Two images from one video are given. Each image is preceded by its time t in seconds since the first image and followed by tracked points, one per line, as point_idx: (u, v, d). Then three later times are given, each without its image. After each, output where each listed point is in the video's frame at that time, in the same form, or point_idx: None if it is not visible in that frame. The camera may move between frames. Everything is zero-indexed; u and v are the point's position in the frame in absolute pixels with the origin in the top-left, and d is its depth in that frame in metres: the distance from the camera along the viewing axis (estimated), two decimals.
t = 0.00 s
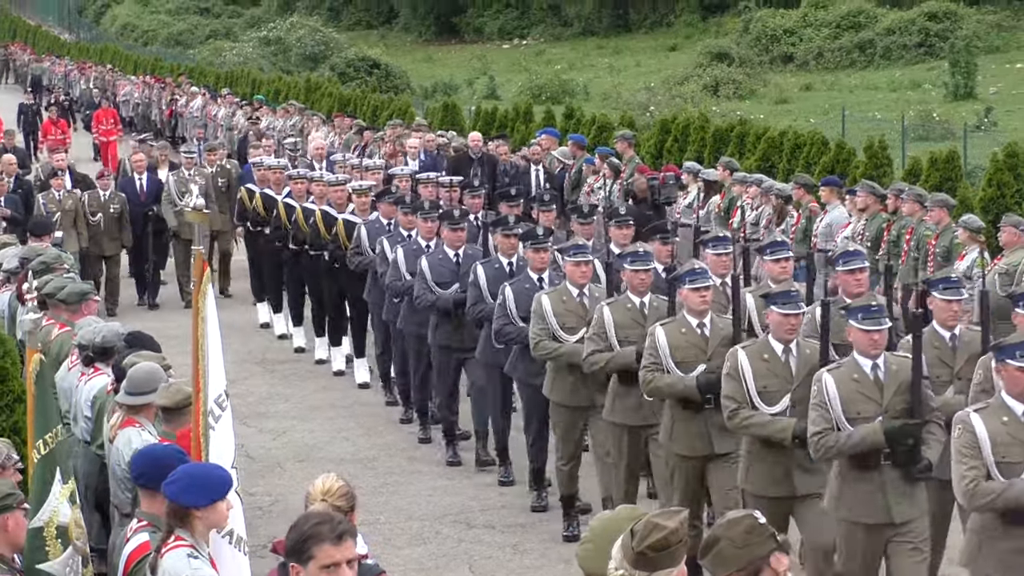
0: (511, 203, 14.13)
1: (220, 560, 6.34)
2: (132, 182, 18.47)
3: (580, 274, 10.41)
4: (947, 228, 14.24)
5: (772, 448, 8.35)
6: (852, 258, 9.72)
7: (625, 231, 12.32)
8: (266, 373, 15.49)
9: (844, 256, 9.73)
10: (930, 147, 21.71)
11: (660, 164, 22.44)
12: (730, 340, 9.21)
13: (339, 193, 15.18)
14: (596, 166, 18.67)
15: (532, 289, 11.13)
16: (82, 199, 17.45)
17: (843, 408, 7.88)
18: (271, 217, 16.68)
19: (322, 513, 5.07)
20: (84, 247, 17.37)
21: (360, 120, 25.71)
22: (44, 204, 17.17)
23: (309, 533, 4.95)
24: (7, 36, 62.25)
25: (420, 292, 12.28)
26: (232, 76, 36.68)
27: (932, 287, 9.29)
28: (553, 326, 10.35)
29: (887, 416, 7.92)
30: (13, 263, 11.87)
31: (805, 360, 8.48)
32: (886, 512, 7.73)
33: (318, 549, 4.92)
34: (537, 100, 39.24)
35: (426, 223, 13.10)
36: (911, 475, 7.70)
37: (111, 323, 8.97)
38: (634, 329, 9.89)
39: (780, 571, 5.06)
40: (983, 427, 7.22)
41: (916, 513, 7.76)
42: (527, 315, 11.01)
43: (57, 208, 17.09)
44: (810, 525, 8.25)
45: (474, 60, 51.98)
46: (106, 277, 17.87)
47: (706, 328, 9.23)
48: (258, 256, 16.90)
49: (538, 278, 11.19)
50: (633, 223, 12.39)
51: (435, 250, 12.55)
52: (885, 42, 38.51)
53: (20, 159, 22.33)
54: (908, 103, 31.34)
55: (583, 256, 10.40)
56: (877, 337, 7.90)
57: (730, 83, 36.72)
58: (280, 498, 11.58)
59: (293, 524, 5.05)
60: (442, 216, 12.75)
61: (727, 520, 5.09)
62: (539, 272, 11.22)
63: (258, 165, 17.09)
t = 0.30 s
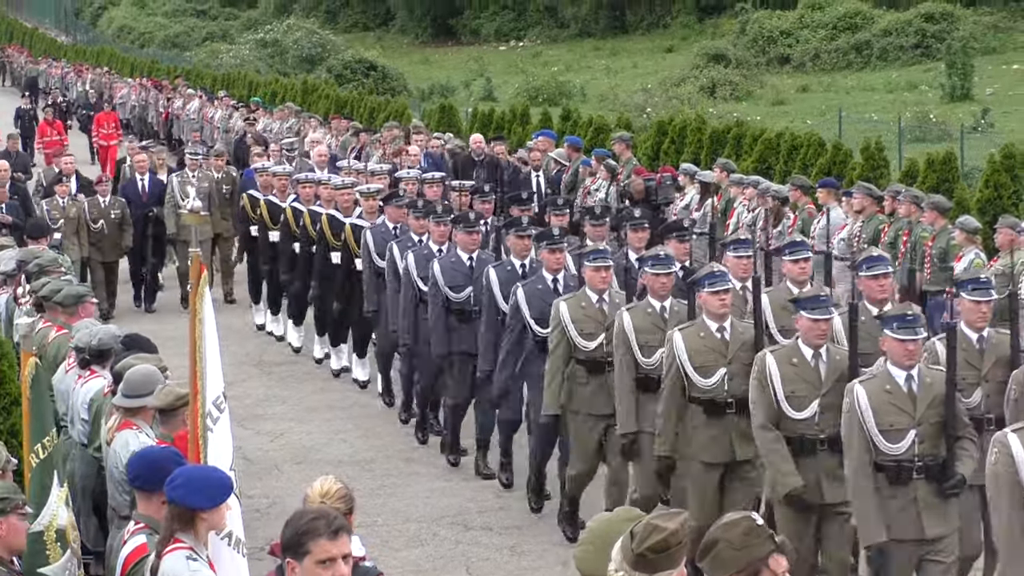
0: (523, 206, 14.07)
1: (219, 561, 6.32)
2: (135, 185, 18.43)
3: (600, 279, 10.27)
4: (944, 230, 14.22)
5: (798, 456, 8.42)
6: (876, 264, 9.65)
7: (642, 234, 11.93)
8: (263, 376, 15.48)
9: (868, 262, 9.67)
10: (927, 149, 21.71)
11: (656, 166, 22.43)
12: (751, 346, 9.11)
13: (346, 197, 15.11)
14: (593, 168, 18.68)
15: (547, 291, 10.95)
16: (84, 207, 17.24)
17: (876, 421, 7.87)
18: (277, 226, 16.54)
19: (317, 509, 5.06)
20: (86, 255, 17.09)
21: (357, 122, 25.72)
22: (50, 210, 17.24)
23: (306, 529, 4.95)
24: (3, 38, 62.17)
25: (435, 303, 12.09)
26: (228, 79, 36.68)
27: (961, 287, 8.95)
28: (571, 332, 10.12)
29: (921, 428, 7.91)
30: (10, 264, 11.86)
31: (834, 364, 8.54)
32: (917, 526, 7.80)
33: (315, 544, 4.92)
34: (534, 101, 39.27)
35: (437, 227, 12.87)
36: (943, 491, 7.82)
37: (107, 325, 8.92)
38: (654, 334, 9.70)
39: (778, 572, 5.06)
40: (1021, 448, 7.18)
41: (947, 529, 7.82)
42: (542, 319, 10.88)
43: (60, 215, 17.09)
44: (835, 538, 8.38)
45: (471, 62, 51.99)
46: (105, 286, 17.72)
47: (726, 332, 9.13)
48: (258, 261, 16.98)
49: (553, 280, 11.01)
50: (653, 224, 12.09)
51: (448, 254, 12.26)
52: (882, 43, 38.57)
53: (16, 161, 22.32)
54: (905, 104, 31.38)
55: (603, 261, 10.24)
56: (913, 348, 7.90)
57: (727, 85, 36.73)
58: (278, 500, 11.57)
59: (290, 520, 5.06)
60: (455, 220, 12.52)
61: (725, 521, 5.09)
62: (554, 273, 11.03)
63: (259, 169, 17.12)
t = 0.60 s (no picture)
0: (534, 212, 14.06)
1: (221, 561, 6.31)
2: (137, 188, 18.22)
3: (624, 285, 10.06)
4: (945, 230, 14.19)
5: (829, 471, 8.53)
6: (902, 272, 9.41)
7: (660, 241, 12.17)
8: (264, 376, 15.47)
9: (893, 271, 9.43)
10: (930, 150, 21.70)
11: (658, 167, 22.44)
12: (775, 361, 9.23)
13: (356, 200, 14.88)
14: (595, 169, 18.72)
15: (561, 301, 10.77)
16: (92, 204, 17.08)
17: (906, 430, 7.71)
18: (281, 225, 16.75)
19: (318, 509, 5.06)
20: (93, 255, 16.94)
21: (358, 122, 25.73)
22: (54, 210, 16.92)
23: (311, 530, 4.94)
24: (5, 38, 62.16)
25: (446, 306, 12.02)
26: (230, 79, 36.69)
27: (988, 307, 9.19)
28: (592, 337, 10.06)
29: (955, 440, 7.69)
30: (13, 265, 11.89)
31: (867, 380, 8.57)
32: (950, 541, 7.61)
33: (319, 542, 4.92)
34: (536, 102, 39.26)
35: (451, 232, 12.71)
36: (979, 505, 7.62)
37: (108, 324, 8.85)
38: (676, 346, 9.75)
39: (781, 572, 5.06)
40: None
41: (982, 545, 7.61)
42: (556, 329, 10.74)
43: (67, 214, 16.88)
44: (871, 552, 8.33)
45: (473, 63, 51.95)
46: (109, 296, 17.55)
47: (751, 348, 9.24)
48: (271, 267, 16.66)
49: (569, 290, 10.84)
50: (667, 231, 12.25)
51: (463, 258, 12.22)
52: (885, 45, 38.35)
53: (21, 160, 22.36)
54: (907, 106, 31.37)
55: (626, 268, 10.01)
56: (948, 358, 7.72)
57: (729, 86, 36.70)
58: (278, 500, 11.57)
59: (292, 520, 5.04)
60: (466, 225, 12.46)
61: (728, 522, 5.06)
62: (570, 283, 10.83)
63: (270, 171, 16.97)
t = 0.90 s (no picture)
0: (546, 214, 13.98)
1: (224, 559, 6.30)
2: (143, 188, 18.13)
3: (641, 288, 9.78)
4: (949, 233, 14.23)
5: (855, 483, 7.78)
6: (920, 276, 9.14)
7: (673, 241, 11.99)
8: (268, 376, 15.49)
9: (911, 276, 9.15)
10: (934, 152, 21.69)
11: (663, 168, 22.47)
12: (796, 362, 8.55)
13: (364, 202, 14.72)
14: (598, 171, 18.70)
15: (576, 301, 10.50)
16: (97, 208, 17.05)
17: (934, 451, 7.23)
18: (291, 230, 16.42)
19: (331, 508, 5.09)
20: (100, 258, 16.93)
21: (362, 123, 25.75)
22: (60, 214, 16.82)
23: (321, 531, 4.95)
24: (11, 38, 62.18)
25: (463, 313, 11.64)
26: (235, 79, 36.72)
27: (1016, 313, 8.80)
28: (613, 343, 9.72)
29: (984, 459, 7.27)
30: (16, 265, 11.92)
31: (890, 387, 7.91)
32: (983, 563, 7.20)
33: (335, 542, 4.94)
34: (540, 104, 39.27)
35: (461, 234, 12.71)
36: (1011, 525, 7.22)
37: (111, 323, 8.82)
38: (691, 350, 9.24)
39: (784, 573, 5.07)
40: None
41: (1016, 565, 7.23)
42: (571, 329, 10.35)
43: (72, 218, 16.73)
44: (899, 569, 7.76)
45: (477, 64, 51.95)
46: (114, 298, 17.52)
47: (770, 348, 8.59)
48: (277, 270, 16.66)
49: (581, 289, 10.60)
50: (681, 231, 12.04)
51: (476, 263, 11.99)
52: (889, 47, 38.17)
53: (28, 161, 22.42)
54: (911, 108, 31.36)
55: (643, 268, 9.75)
56: (973, 374, 7.27)
57: (733, 88, 36.67)
58: (282, 501, 11.58)
59: (301, 521, 5.05)
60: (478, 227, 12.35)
61: (730, 523, 5.08)
62: (581, 283, 10.64)
63: (276, 175, 16.84)
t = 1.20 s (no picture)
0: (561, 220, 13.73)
1: (226, 561, 6.29)
2: (151, 190, 17.93)
3: (665, 301, 9.57)
4: (952, 236, 14.21)
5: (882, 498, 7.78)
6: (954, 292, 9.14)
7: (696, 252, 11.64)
8: (271, 376, 15.50)
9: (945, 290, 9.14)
10: (937, 155, 21.67)
11: (666, 170, 22.47)
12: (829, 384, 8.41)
13: (376, 207, 14.42)
14: (603, 172, 18.79)
15: (600, 316, 10.22)
16: (103, 208, 17.08)
17: (973, 464, 7.21)
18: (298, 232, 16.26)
19: (340, 510, 5.09)
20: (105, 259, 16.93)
21: (366, 123, 25.76)
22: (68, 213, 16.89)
23: (329, 537, 4.95)
24: (15, 37, 62.13)
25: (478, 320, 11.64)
26: (239, 79, 36.72)
27: None
28: (636, 356, 9.53)
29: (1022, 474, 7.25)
30: (20, 265, 11.94)
31: (922, 405, 7.81)
32: None
33: (348, 544, 4.94)
34: (544, 105, 39.25)
35: (479, 243, 12.43)
36: None
37: (115, 323, 8.82)
38: (711, 364, 9.12)
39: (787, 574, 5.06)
40: None
41: None
42: (594, 345, 10.09)
43: (79, 217, 16.79)
44: None
45: (481, 64, 51.89)
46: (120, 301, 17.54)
47: (800, 369, 8.47)
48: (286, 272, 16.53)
49: (604, 304, 10.30)
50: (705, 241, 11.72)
51: (493, 270, 11.91)
52: (893, 49, 38.17)
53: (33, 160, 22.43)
54: (915, 110, 31.32)
55: (668, 280, 9.55)
56: (1014, 388, 7.24)
57: (737, 90, 36.64)
58: (285, 501, 11.57)
59: (311, 522, 5.05)
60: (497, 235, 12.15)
61: (732, 524, 5.07)
62: (605, 297, 10.33)
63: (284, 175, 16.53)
